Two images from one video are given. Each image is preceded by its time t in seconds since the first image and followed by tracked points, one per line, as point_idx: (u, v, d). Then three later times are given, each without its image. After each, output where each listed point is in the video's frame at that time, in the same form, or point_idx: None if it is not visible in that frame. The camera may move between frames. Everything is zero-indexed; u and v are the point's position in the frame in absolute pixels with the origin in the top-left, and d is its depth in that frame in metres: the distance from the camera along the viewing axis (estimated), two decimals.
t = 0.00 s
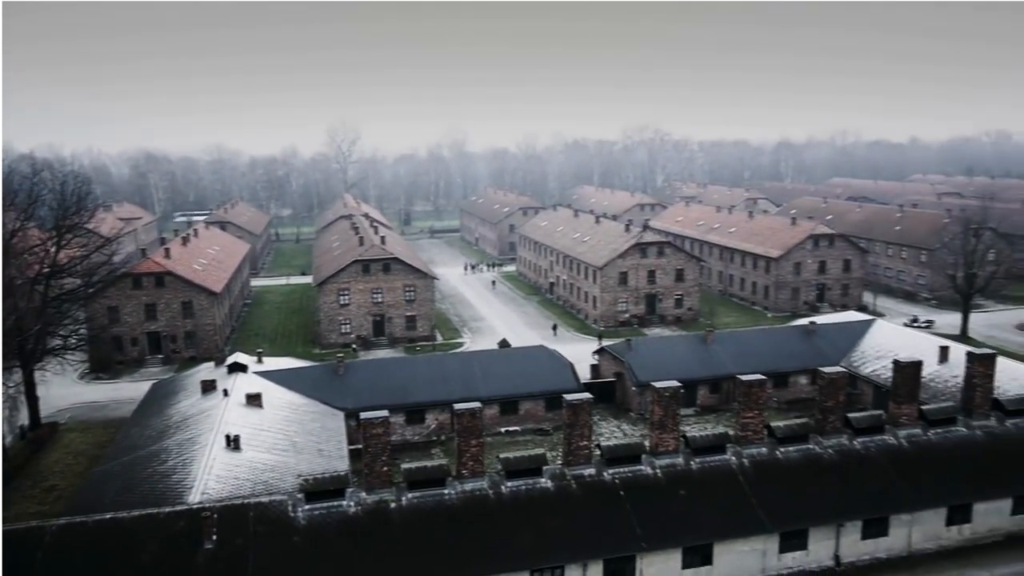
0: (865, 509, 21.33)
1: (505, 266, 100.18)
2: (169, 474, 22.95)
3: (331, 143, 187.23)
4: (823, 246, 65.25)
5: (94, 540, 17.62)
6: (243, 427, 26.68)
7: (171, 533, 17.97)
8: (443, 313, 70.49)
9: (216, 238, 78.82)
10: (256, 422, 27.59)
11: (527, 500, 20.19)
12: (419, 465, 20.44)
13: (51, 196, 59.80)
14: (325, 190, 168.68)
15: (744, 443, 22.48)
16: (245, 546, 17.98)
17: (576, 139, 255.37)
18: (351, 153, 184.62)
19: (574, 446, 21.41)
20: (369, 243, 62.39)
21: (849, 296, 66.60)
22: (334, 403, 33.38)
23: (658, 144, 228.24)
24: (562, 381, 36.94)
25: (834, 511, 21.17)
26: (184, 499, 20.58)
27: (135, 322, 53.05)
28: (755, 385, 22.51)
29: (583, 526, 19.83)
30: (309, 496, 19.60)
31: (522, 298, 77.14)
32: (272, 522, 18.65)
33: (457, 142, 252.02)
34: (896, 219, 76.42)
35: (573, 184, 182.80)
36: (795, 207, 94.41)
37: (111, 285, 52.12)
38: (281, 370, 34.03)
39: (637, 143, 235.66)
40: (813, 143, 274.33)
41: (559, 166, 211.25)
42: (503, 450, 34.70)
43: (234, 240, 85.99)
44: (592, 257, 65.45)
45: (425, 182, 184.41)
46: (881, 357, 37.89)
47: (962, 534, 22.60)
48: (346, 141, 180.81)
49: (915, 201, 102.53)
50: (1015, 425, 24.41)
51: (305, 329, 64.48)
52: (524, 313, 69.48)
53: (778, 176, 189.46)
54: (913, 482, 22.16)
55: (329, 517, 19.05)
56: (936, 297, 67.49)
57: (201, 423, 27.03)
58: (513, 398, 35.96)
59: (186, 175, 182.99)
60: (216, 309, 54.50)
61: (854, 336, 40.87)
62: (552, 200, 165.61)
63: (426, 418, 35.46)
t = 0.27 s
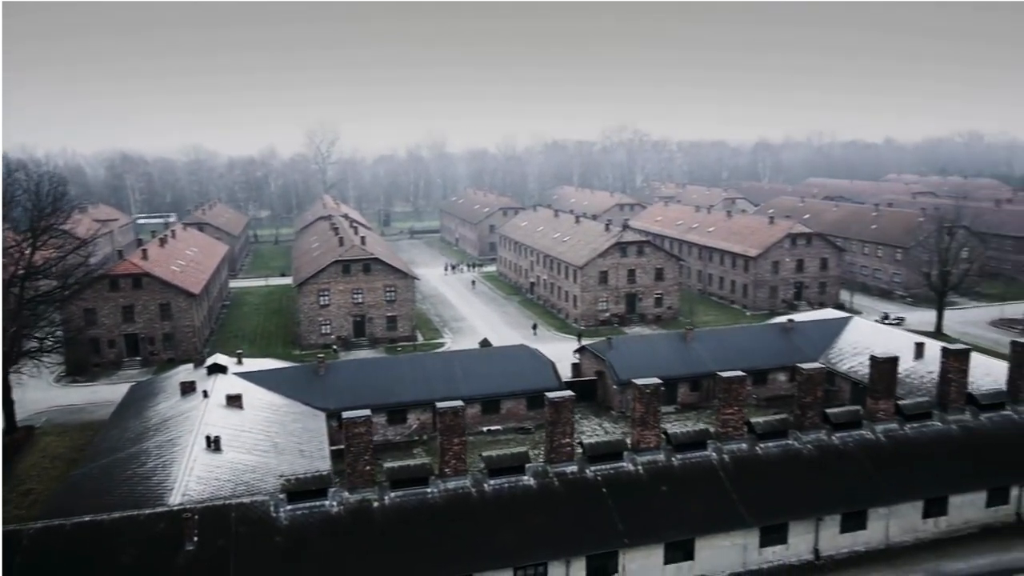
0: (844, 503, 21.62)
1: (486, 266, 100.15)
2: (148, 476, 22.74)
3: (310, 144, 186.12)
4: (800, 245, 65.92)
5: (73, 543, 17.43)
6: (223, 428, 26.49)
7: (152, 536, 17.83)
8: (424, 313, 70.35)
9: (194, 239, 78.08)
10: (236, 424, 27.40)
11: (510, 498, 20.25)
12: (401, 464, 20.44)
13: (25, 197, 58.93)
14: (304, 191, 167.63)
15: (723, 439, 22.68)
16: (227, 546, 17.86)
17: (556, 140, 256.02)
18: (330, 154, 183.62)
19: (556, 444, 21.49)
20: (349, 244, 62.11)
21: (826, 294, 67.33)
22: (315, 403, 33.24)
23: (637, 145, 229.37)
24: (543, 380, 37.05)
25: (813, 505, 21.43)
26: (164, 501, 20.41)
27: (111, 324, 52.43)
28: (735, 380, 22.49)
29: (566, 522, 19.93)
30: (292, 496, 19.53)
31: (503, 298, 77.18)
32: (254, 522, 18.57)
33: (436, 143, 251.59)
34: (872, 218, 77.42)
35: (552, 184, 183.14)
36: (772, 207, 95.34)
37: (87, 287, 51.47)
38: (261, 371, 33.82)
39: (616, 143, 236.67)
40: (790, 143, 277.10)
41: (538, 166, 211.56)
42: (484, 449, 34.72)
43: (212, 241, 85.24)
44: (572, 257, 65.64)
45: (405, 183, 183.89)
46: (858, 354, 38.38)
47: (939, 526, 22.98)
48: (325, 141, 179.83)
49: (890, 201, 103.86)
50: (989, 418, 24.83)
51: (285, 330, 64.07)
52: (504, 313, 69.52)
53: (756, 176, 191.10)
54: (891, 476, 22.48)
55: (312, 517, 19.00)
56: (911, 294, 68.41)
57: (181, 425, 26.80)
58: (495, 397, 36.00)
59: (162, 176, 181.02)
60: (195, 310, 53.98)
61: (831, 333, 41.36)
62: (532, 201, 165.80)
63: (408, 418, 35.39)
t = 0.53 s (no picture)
0: (820, 497, 21.93)
1: (464, 267, 100.13)
2: (125, 478, 22.49)
3: (285, 145, 184.79)
4: (775, 244, 66.64)
5: (48, 547, 17.21)
6: (200, 430, 26.26)
7: (129, 538, 17.66)
8: (402, 314, 70.17)
9: (168, 241, 77.20)
10: (213, 425, 27.17)
11: (490, 496, 20.31)
12: (381, 464, 20.40)
13: None
14: (280, 192, 166.41)
15: (701, 435, 22.91)
16: (205, 548, 17.77)
17: (532, 141, 256.55)
18: (306, 154, 182.42)
19: (536, 441, 21.56)
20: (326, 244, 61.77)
21: (800, 293, 68.14)
22: (293, 404, 33.04)
23: (613, 145, 230.42)
24: (522, 379, 37.14)
25: (789, 499, 21.72)
26: (141, 503, 20.20)
27: (85, 327, 51.69)
28: (713, 378, 22.65)
29: (546, 520, 20.01)
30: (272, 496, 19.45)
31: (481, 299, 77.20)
32: (233, 523, 18.48)
33: (413, 143, 250.83)
34: (844, 217, 78.46)
35: (529, 184, 183.47)
36: (747, 206, 96.25)
37: (60, 289, 50.69)
38: (238, 373, 33.56)
39: (592, 144, 237.66)
40: (764, 144, 280.12)
41: (515, 167, 211.86)
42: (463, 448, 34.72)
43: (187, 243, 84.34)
44: (550, 256, 65.83)
45: (381, 183, 183.19)
46: (832, 351, 38.91)
47: (912, 518, 23.40)
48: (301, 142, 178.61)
49: (862, 200, 105.35)
50: (960, 412, 25.31)
51: (262, 332, 63.57)
52: (482, 313, 69.54)
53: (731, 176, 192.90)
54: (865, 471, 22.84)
55: (291, 517, 18.92)
56: (884, 292, 69.39)
57: (157, 427, 26.53)
58: (474, 397, 36.02)
59: (135, 176, 178.76)
60: (170, 312, 53.35)
61: (806, 330, 41.88)
62: (509, 201, 165.91)
63: (387, 418, 35.29)
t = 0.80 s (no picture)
0: (797, 491, 22.23)
1: (442, 267, 100.02)
2: (101, 480, 22.25)
3: (261, 145, 183.38)
4: (751, 242, 67.30)
5: (23, 550, 17.00)
6: (177, 431, 26.04)
7: (106, 540, 17.51)
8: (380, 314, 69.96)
9: (143, 242, 76.35)
10: (190, 426, 26.96)
11: (470, 493, 20.36)
12: (361, 462, 20.36)
13: None
14: (256, 193, 165.08)
15: (679, 431, 23.12)
16: (184, 549, 17.66)
17: (510, 141, 256.80)
18: (282, 155, 181.12)
19: (516, 439, 21.63)
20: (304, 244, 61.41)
21: (776, 291, 68.89)
22: (272, 404, 32.84)
23: (590, 145, 231.28)
24: (501, 377, 37.20)
25: (767, 493, 21.99)
26: (119, 505, 20.00)
27: (57, 329, 50.95)
28: (690, 374, 22.78)
29: (526, 517, 20.08)
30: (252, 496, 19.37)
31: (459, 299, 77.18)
32: (212, 524, 18.39)
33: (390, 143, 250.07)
34: (818, 216, 79.43)
35: (507, 185, 183.63)
36: (723, 206, 97.12)
37: (32, 291, 49.94)
38: (216, 374, 33.30)
39: (569, 144, 238.37)
40: (739, 144, 282.68)
41: (493, 167, 212.08)
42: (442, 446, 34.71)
43: (161, 244, 83.46)
44: (528, 256, 65.98)
45: (358, 184, 182.36)
46: (807, 347, 39.40)
47: (886, 511, 23.80)
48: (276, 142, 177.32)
49: (835, 199, 106.73)
50: (932, 406, 25.77)
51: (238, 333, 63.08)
52: (461, 313, 69.52)
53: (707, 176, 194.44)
54: (842, 464, 23.19)
55: (271, 517, 18.85)
56: (857, 290, 70.33)
57: (134, 428, 26.25)
58: (453, 396, 36.04)
59: (108, 177, 176.43)
60: (145, 314, 52.72)
61: (782, 328, 42.37)
62: (487, 202, 165.97)
63: (366, 418, 35.20)
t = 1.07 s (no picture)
0: (777, 486, 22.50)
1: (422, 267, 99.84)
2: (80, 483, 22.04)
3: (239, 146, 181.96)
4: (730, 241, 67.84)
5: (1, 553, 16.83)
6: (157, 432, 25.84)
7: (87, 542, 17.39)
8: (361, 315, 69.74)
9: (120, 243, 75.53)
10: (170, 427, 26.76)
11: (453, 491, 20.41)
12: (344, 461, 20.32)
13: None
14: (235, 193, 163.77)
15: (660, 427, 23.30)
16: (166, 550, 17.57)
17: (490, 142, 256.82)
18: (261, 155, 179.83)
19: (499, 436, 21.69)
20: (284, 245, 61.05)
21: (755, 289, 69.48)
22: (252, 405, 32.67)
23: (570, 144, 231.81)
24: (482, 376, 37.23)
25: (747, 488, 22.23)
26: (99, 507, 19.83)
27: (33, 331, 50.27)
28: (671, 370, 22.88)
29: (509, 514, 20.16)
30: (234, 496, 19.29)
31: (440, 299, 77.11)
32: (194, 525, 18.31)
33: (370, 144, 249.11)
34: (796, 215, 80.23)
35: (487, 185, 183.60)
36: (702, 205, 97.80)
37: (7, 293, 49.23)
38: (195, 375, 33.07)
39: (549, 144, 238.77)
40: (718, 144, 284.58)
41: (473, 167, 211.98)
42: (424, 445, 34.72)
43: (139, 245, 82.64)
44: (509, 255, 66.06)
45: (338, 184, 181.48)
46: (785, 344, 39.82)
47: (864, 504, 24.17)
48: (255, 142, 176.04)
49: (812, 199, 107.88)
50: (908, 401, 26.17)
51: (218, 334, 62.61)
52: (442, 313, 69.48)
53: (686, 176, 195.63)
54: (820, 459, 23.49)
55: (253, 517, 18.79)
56: (834, 288, 71.16)
57: (113, 430, 26.02)
58: (435, 395, 36.03)
59: (83, 177, 174.19)
60: (123, 315, 52.14)
61: (761, 325, 42.79)
62: (467, 202, 165.92)
63: (348, 417, 35.11)
